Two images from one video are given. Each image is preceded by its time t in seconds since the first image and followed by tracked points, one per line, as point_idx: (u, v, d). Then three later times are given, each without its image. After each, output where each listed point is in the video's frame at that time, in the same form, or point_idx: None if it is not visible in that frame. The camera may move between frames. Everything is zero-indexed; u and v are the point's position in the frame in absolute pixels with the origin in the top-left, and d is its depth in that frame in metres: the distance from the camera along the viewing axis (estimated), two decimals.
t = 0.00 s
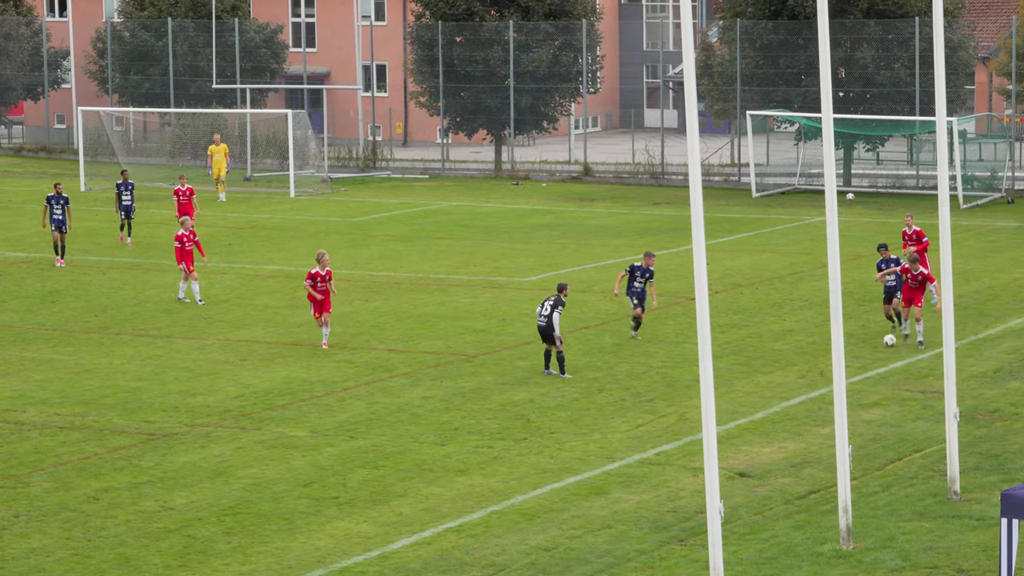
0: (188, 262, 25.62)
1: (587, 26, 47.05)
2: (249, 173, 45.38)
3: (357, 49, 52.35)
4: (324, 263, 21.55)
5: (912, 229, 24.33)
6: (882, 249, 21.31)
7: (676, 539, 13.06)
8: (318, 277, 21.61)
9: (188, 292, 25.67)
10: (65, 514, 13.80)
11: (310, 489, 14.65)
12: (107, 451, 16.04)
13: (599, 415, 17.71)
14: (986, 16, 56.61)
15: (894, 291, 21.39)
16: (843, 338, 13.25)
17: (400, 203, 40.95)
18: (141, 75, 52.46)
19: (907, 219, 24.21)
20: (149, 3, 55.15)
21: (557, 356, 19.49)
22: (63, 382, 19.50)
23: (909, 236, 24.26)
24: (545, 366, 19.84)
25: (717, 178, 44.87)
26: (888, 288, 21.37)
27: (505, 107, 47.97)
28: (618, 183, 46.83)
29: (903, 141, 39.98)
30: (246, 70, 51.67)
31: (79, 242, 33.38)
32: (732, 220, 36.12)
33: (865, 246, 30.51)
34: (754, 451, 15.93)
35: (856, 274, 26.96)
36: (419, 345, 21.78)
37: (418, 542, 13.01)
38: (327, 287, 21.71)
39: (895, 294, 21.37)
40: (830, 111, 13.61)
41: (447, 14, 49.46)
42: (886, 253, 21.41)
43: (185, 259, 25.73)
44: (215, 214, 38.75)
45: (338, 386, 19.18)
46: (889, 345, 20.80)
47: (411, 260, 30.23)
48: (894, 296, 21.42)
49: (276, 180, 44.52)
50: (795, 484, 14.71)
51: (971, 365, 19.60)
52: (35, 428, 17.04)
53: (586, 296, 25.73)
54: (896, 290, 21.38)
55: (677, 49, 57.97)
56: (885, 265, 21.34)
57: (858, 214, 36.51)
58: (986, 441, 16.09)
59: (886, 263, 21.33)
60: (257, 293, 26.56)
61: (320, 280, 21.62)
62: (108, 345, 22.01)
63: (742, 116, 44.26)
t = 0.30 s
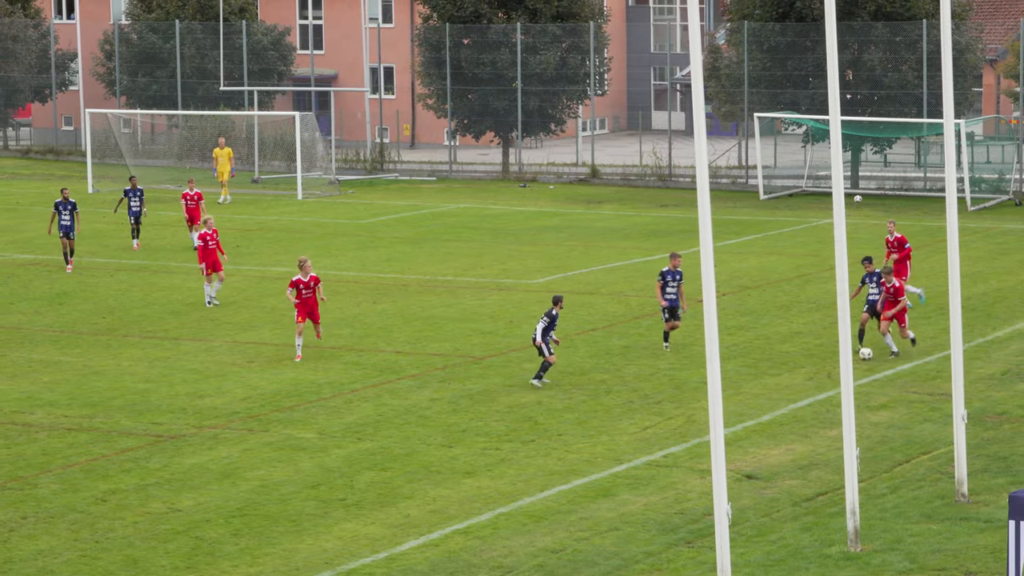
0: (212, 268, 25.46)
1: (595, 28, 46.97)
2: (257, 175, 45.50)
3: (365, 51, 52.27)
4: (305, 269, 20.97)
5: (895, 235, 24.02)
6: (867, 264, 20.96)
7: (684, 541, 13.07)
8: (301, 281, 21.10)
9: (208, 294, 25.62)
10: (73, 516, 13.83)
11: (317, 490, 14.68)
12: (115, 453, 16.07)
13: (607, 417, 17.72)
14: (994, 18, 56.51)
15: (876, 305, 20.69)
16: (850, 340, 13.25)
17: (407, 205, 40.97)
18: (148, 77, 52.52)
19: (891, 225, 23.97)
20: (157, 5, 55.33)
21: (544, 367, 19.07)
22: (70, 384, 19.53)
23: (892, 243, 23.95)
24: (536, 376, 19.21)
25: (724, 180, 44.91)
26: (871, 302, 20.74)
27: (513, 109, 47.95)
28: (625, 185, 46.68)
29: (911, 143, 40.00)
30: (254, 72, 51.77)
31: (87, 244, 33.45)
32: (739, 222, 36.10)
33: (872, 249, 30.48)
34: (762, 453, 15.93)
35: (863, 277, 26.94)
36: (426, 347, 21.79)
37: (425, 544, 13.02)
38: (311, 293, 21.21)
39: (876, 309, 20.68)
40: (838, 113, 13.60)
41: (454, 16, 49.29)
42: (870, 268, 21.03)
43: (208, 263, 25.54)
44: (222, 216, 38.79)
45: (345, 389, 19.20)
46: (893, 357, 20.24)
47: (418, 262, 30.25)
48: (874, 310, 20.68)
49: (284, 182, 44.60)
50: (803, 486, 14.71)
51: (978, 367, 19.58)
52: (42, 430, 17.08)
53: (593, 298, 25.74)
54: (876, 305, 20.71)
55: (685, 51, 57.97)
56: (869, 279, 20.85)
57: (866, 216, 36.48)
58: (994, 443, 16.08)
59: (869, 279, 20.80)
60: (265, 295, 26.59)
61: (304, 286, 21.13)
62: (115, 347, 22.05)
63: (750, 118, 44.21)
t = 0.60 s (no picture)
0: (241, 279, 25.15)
1: (603, 31, 47.11)
2: (265, 178, 45.64)
3: (373, 54, 52.30)
4: (301, 276, 20.40)
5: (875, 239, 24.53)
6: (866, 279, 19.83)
7: (692, 544, 13.07)
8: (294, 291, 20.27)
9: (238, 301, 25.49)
10: (82, 518, 13.87)
11: (325, 493, 14.71)
12: (123, 455, 16.12)
13: (615, 420, 17.73)
14: (1003, 22, 56.39)
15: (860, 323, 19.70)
16: (859, 343, 13.25)
17: (416, 208, 41.01)
18: (157, 80, 52.67)
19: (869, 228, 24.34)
20: (165, 9, 55.54)
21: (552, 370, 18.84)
22: (79, 386, 19.59)
23: (873, 246, 24.40)
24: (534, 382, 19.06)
25: (732, 183, 44.91)
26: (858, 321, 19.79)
27: (521, 112, 48.08)
28: (633, 188, 46.75)
29: (919, 146, 40.02)
30: (262, 75, 51.85)
31: (95, 247, 33.52)
32: (748, 225, 36.10)
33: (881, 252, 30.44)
34: (770, 456, 15.93)
35: (871, 280, 26.94)
36: (434, 350, 21.82)
37: (434, 547, 13.05)
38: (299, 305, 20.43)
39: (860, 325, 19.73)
40: (847, 116, 13.59)
41: (462, 19, 49.34)
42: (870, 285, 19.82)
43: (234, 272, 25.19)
44: (230, 219, 38.86)
45: (353, 391, 19.23)
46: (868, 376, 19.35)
47: (427, 265, 30.30)
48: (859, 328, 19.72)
49: (292, 185, 44.66)
50: (811, 490, 14.71)
51: (986, 370, 19.55)
52: (51, 432, 17.14)
53: (601, 301, 25.76)
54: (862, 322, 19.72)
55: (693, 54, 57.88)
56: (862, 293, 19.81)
57: (873, 219, 36.49)
58: (1003, 446, 16.06)
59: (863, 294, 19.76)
60: (273, 298, 26.66)
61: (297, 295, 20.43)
62: (124, 350, 22.12)
63: (758, 121, 44.19)
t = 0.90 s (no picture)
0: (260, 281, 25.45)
1: (619, 32, 47.14)
2: (281, 178, 45.56)
3: (388, 55, 52.33)
4: (301, 287, 19.78)
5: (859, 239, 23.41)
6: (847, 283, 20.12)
7: (707, 545, 13.09)
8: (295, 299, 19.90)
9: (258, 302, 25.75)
10: (97, 519, 13.95)
11: (341, 494, 14.76)
12: (139, 456, 16.20)
13: (630, 421, 17.75)
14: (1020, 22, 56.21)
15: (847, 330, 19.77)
16: (874, 344, 13.24)
17: (431, 209, 41.09)
18: (172, 81, 52.81)
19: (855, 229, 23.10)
20: (180, 9, 55.75)
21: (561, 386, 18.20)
22: (94, 387, 19.69)
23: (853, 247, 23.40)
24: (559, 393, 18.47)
25: (749, 184, 44.84)
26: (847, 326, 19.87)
27: (536, 113, 48.15)
28: (649, 189, 46.72)
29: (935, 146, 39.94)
30: (278, 76, 51.91)
31: (111, 247, 33.68)
32: (763, 226, 36.08)
33: (897, 253, 30.37)
34: (785, 457, 15.93)
35: (888, 280, 26.90)
36: (450, 351, 21.87)
37: (449, 547, 13.08)
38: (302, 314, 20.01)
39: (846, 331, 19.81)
40: (862, 117, 13.59)
41: (478, 19, 49.31)
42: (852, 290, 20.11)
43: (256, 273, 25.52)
44: (246, 219, 38.97)
45: (368, 392, 19.28)
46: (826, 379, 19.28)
47: (442, 266, 30.35)
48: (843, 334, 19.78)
49: (308, 186, 44.76)
50: (827, 491, 14.71)
51: (1003, 372, 19.51)
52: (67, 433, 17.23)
53: (616, 302, 25.77)
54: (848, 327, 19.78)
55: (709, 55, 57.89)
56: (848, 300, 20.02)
57: (889, 219, 36.42)
58: (1019, 448, 16.03)
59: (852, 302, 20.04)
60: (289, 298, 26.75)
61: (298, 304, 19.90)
62: (140, 350, 22.21)
63: (774, 122, 44.16)
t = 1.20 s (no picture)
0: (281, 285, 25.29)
1: (632, 33, 47.19)
2: (294, 180, 45.66)
3: (402, 56, 52.36)
4: (312, 290, 19.56)
5: (839, 244, 23.84)
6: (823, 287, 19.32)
7: (721, 546, 13.11)
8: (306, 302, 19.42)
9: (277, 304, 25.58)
10: (111, 520, 14.02)
11: (355, 495, 14.81)
12: (153, 457, 16.28)
13: (644, 422, 17.77)
14: None
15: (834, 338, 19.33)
16: (889, 344, 13.25)
17: (445, 210, 41.16)
18: (187, 82, 52.98)
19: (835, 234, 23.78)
20: (195, 10, 55.97)
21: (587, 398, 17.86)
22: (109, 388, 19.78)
23: (837, 251, 23.72)
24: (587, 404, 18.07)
25: (763, 186, 44.75)
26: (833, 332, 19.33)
27: (550, 114, 48.25)
28: (662, 190, 46.69)
29: (949, 148, 39.75)
30: (292, 77, 52.18)
31: (126, 248, 33.81)
32: (777, 227, 36.06)
33: (912, 255, 30.31)
34: (800, 459, 15.93)
35: (901, 282, 26.87)
36: (464, 352, 21.92)
37: (463, 548, 13.12)
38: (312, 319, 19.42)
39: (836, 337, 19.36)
40: (876, 118, 13.58)
41: (491, 21, 49.41)
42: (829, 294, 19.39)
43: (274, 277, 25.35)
44: (260, 220, 39.09)
45: (382, 393, 19.33)
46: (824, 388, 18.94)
47: (456, 267, 30.40)
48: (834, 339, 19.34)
49: (322, 187, 44.86)
50: (841, 492, 14.70)
51: (1018, 373, 19.47)
52: (81, 434, 17.32)
53: (630, 304, 25.79)
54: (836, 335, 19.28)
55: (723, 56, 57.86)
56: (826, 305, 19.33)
57: (904, 221, 36.35)
58: None
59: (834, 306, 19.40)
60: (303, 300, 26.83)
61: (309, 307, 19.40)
62: (154, 351, 22.31)
63: (788, 123, 44.12)
